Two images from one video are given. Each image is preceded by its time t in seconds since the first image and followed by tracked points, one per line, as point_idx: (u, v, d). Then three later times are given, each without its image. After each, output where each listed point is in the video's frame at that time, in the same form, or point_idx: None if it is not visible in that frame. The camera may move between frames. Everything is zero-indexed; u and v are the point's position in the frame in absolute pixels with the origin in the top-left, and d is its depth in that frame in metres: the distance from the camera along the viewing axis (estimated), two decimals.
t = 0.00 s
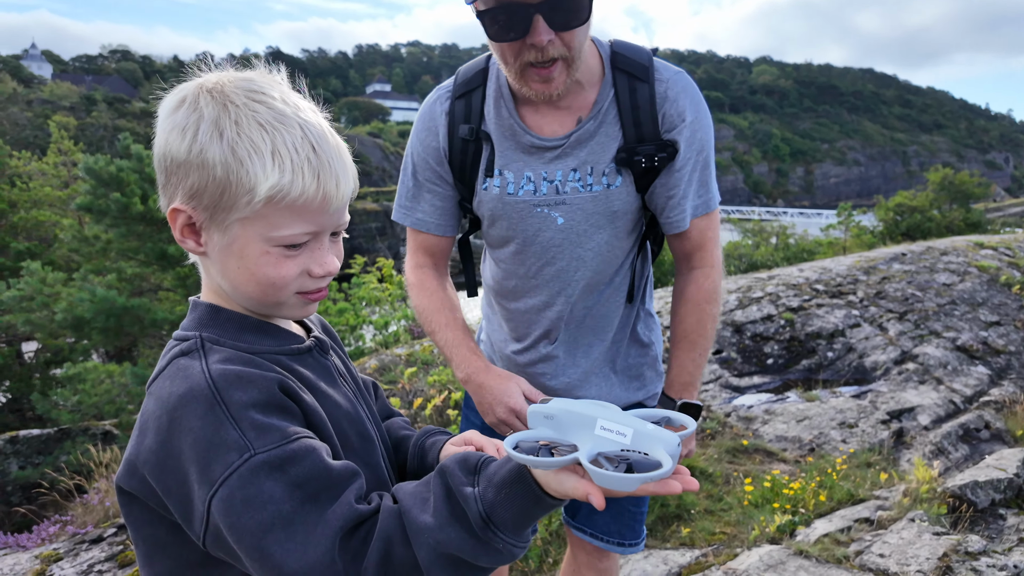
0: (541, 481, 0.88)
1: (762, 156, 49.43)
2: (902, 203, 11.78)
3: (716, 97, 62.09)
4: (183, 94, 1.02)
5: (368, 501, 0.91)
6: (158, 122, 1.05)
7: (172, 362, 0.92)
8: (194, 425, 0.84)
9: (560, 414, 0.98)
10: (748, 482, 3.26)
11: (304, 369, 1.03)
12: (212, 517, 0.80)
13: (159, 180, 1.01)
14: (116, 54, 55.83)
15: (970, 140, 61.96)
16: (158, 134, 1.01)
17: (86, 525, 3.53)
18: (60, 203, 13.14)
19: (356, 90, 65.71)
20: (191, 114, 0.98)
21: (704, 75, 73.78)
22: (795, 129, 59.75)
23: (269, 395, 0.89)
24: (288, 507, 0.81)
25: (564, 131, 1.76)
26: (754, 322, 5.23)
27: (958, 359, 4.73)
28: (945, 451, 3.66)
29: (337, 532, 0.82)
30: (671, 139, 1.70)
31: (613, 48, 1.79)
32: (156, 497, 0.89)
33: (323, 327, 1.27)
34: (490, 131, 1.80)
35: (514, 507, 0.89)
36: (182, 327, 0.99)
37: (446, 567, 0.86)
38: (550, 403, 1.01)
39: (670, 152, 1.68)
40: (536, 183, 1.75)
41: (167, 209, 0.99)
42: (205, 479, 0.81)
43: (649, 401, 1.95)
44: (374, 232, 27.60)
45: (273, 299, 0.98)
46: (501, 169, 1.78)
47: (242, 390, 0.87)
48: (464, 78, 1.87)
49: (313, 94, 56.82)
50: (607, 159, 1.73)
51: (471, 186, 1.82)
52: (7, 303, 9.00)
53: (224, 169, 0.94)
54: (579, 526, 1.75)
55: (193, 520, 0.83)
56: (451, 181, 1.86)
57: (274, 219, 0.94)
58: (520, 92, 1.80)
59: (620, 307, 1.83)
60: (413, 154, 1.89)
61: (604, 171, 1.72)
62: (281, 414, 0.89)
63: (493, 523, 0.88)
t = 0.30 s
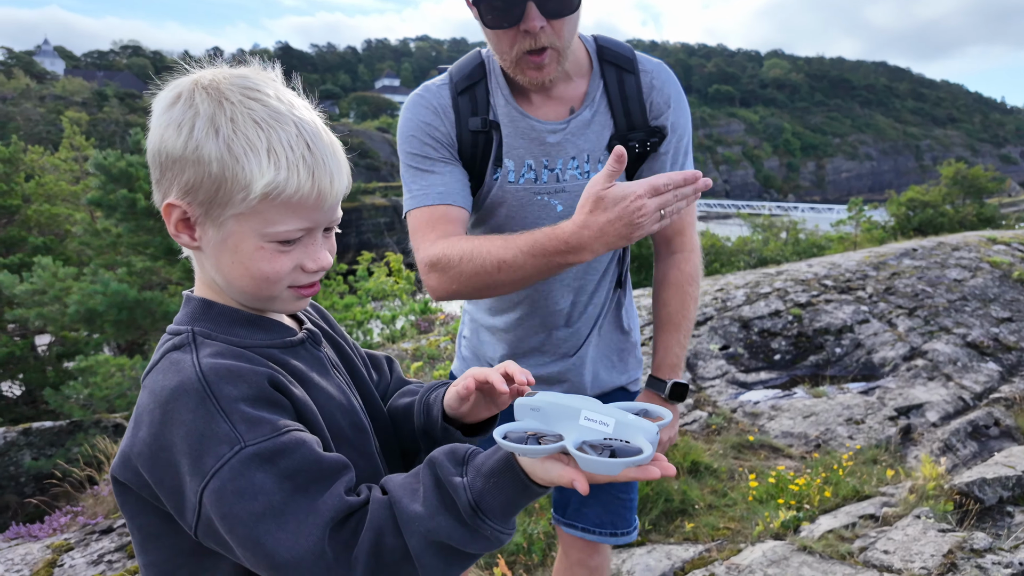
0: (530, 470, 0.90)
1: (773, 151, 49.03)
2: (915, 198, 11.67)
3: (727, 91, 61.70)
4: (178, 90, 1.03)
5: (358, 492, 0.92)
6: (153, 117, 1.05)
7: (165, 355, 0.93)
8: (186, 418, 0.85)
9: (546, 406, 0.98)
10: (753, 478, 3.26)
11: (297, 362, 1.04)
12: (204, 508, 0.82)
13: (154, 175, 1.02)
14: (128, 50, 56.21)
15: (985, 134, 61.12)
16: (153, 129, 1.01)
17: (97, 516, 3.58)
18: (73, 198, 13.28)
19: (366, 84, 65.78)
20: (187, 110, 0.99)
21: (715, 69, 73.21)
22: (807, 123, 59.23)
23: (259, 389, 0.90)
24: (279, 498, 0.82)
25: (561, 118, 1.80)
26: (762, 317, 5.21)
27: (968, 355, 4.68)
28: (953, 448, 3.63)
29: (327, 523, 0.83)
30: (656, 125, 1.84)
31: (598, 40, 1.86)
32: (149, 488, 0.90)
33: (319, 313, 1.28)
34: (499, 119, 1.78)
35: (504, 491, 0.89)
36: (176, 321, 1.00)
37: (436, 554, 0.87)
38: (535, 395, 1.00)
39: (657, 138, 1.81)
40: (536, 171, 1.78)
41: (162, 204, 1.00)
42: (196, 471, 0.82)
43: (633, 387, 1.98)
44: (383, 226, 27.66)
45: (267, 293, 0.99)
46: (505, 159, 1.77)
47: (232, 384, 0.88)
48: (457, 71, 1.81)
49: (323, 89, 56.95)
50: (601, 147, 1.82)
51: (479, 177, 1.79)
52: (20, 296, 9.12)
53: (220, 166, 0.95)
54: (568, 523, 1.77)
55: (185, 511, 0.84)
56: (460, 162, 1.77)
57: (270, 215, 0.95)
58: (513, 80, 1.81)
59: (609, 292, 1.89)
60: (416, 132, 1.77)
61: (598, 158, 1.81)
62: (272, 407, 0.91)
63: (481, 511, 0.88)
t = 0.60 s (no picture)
0: (518, 450, 0.91)
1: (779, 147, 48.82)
2: (922, 194, 11.60)
3: (734, 86, 61.37)
4: (167, 89, 1.04)
5: (350, 481, 0.94)
6: (145, 117, 1.06)
7: (159, 347, 0.95)
8: (177, 408, 0.87)
9: (535, 389, 0.98)
10: (754, 473, 3.27)
11: (290, 354, 1.06)
12: (196, 495, 0.83)
13: (147, 173, 1.03)
14: (134, 46, 56.38)
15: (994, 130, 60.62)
16: (144, 129, 1.03)
17: (104, 509, 3.63)
18: (80, 194, 13.35)
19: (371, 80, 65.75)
20: (177, 108, 1.00)
21: (721, 64, 72.84)
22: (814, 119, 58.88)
23: (250, 380, 0.92)
24: (268, 485, 0.83)
25: (534, 119, 1.87)
26: (765, 313, 5.21)
27: (972, 352, 4.66)
28: (956, 444, 3.63)
29: (316, 509, 0.85)
30: (613, 119, 1.94)
31: (553, 50, 1.97)
32: (144, 477, 0.92)
33: (320, 302, 1.30)
34: (500, 128, 1.83)
35: (499, 472, 0.91)
36: (170, 314, 1.02)
37: (427, 537, 0.89)
38: (524, 381, 1.00)
39: (616, 131, 1.91)
40: (516, 168, 1.84)
41: (155, 201, 1.02)
42: (188, 458, 0.84)
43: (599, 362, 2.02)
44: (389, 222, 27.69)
45: (261, 287, 1.01)
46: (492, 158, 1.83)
47: (222, 375, 0.90)
48: (436, 79, 1.80)
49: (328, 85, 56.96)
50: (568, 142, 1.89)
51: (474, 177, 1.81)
52: (28, 291, 9.20)
53: (210, 163, 0.97)
54: (553, 508, 1.84)
55: (179, 498, 0.86)
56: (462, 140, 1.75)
57: (263, 210, 0.97)
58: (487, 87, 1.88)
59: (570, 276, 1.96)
60: (418, 118, 1.73)
61: (567, 152, 1.89)
62: (264, 397, 0.92)
63: (473, 492, 0.90)
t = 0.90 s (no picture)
0: (521, 438, 0.92)
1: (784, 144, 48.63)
2: (927, 191, 11.54)
3: (739, 82, 61.15)
4: (162, 87, 1.05)
5: (353, 473, 0.95)
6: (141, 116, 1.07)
7: (163, 342, 0.96)
8: (183, 403, 0.88)
9: (533, 378, 0.99)
10: (756, 470, 3.27)
11: (292, 348, 1.06)
12: (202, 487, 0.84)
13: (146, 171, 1.04)
14: (139, 42, 56.43)
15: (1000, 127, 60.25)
16: (140, 127, 1.03)
17: (109, 503, 3.66)
18: (86, 190, 13.38)
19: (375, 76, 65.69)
20: (173, 105, 1.01)
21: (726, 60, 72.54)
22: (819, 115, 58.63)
23: (253, 373, 0.93)
24: (273, 476, 0.85)
25: (508, 131, 1.92)
26: (769, 310, 5.20)
27: (977, 349, 4.64)
28: (959, 442, 3.63)
29: (321, 500, 0.86)
30: (582, 139, 2.02)
31: (529, 69, 2.05)
32: (151, 471, 0.93)
33: (321, 297, 1.31)
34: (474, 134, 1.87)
35: (503, 455, 0.92)
36: (175, 311, 1.03)
37: (432, 523, 0.90)
38: (524, 369, 1.02)
39: (585, 150, 1.99)
40: (489, 175, 1.89)
41: (155, 200, 1.02)
42: (194, 452, 0.85)
43: (571, 357, 1.96)
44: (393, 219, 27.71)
45: (262, 280, 1.02)
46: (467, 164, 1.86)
47: (226, 369, 0.91)
48: (419, 87, 1.86)
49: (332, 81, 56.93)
50: (540, 156, 1.96)
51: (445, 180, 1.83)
52: (34, 287, 9.24)
53: (208, 158, 0.98)
54: (541, 507, 1.87)
55: (186, 491, 0.87)
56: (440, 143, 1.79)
57: (262, 202, 0.98)
58: (466, 95, 1.93)
59: (542, 281, 2.02)
60: (399, 127, 1.77)
61: (539, 165, 1.95)
62: (267, 389, 0.93)
63: (475, 479, 0.91)
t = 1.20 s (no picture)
0: (514, 434, 0.93)
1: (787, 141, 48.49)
2: (931, 188, 11.51)
3: (742, 80, 60.99)
4: (155, 84, 1.03)
5: (347, 465, 0.95)
6: (132, 114, 1.05)
7: (160, 337, 0.97)
8: (179, 397, 0.88)
9: (526, 375, 1.01)
10: (756, 466, 3.28)
11: (287, 342, 1.07)
12: (200, 480, 0.85)
13: (146, 170, 1.03)
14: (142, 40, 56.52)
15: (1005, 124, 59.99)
16: (137, 125, 1.02)
17: (112, 499, 3.68)
18: (90, 188, 13.41)
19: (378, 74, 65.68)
20: (173, 102, 1.00)
21: (729, 57, 72.35)
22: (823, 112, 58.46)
23: (249, 368, 0.93)
24: (268, 470, 0.85)
25: (496, 118, 1.93)
26: (770, 308, 5.20)
27: (979, 347, 4.63)
28: (960, 439, 3.63)
29: (316, 493, 0.87)
30: (568, 131, 2.03)
31: (517, 62, 2.06)
32: (147, 464, 0.94)
33: (316, 290, 1.32)
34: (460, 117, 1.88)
35: (494, 447, 0.93)
36: (171, 305, 1.03)
37: (425, 515, 0.90)
38: (515, 366, 1.04)
39: (570, 141, 2.00)
40: (476, 161, 1.89)
41: (159, 198, 1.01)
42: (190, 445, 0.86)
43: (557, 351, 1.98)
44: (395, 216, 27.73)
45: (272, 270, 1.03)
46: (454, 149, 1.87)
47: (222, 364, 0.91)
48: (407, 72, 1.88)
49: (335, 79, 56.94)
50: (528, 145, 1.96)
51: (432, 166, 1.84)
52: (37, 284, 9.28)
53: (218, 151, 0.98)
54: (530, 501, 1.87)
55: (184, 484, 0.88)
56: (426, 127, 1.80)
57: (273, 189, 0.99)
58: (456, 79, 1.93)
59: (528, 274, 2.03)
60: (387, 106, 1.79)
61: (526, 154, 1.95)
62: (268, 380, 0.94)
63: (467, 471, 0.91)
